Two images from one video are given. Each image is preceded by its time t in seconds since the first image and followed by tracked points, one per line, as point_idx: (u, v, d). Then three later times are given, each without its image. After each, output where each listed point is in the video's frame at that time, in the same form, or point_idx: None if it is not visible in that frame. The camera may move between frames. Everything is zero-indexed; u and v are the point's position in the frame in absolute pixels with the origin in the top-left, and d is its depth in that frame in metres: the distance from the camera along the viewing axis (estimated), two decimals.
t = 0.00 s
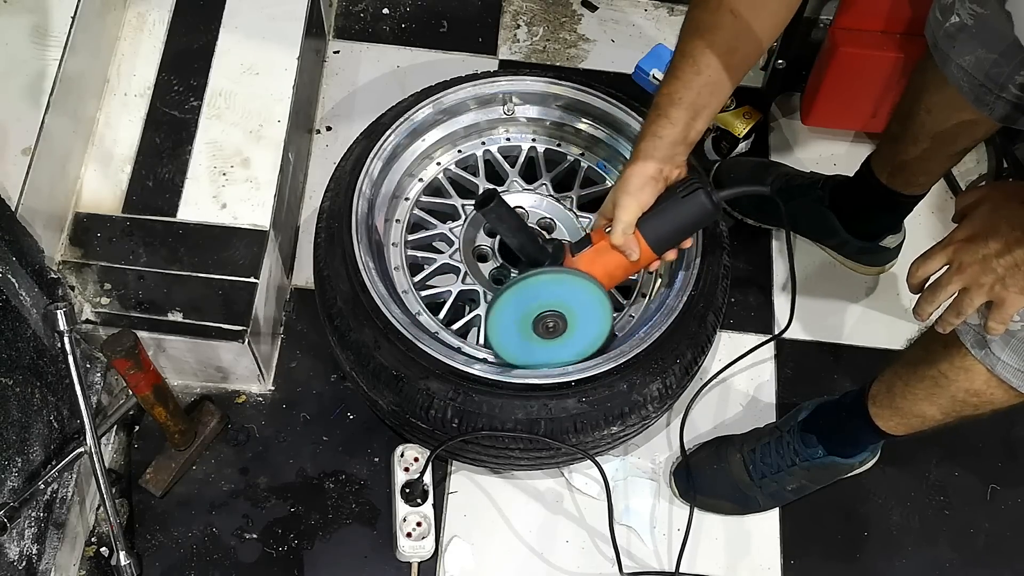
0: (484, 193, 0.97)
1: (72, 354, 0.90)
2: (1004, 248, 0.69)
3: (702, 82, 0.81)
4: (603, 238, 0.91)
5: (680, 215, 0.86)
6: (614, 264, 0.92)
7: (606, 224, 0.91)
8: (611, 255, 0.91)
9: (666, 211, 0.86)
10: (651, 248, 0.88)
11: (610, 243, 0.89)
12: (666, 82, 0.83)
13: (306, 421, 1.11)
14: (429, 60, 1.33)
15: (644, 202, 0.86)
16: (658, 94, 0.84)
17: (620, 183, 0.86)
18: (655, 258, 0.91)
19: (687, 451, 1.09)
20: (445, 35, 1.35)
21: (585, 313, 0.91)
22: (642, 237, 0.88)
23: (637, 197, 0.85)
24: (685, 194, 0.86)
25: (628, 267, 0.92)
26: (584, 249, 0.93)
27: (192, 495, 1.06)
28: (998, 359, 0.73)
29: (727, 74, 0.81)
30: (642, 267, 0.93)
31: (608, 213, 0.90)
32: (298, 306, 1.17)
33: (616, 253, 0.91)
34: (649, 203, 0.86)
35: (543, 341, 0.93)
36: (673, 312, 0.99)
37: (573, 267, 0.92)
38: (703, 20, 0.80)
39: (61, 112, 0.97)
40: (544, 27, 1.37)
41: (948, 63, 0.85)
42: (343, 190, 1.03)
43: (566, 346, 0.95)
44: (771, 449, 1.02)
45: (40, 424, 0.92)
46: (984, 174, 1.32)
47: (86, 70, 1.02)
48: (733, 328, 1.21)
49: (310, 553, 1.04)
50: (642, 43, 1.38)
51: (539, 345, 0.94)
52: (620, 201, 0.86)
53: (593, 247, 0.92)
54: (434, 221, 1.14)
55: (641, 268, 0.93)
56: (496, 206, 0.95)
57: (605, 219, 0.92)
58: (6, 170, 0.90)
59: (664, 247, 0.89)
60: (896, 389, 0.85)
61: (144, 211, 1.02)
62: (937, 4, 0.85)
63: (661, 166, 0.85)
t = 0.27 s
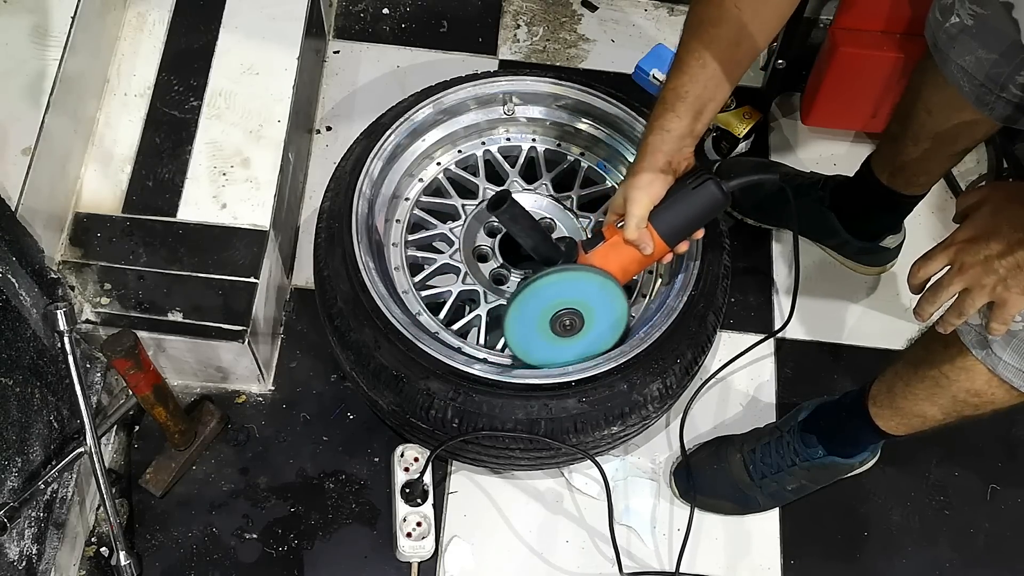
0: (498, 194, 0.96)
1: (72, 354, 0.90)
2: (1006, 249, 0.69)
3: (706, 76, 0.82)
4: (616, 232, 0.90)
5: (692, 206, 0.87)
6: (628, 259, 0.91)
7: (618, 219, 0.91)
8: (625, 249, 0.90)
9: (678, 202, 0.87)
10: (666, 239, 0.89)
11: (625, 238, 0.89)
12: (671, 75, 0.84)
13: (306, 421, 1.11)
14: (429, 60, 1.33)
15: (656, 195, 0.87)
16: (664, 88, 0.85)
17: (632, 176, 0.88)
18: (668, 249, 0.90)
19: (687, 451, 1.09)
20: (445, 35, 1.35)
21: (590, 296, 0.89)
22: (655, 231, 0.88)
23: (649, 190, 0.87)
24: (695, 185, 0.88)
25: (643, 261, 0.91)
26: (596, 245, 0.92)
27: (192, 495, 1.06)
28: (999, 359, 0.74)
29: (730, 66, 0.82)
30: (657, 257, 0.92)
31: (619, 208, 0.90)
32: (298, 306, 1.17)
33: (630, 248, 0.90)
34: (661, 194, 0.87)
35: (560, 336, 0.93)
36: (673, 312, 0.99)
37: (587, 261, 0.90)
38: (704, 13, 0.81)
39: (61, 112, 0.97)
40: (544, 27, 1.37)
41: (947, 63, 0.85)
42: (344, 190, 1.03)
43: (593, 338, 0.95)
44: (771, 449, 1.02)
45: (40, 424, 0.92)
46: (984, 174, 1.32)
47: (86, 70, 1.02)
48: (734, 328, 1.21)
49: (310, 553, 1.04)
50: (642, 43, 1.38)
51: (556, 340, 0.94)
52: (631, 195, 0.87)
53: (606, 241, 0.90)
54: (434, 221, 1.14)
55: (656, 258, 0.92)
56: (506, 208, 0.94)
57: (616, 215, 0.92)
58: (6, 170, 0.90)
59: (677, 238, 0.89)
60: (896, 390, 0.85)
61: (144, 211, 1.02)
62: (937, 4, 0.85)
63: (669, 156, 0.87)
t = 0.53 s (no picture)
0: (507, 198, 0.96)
1: (72, 354, 0.90)
2: (1007, 249, 0.69)
3: (701, 62, 0.82)
4: (623, 223, 0.89)
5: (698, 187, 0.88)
6: (637, 248, 0.90)
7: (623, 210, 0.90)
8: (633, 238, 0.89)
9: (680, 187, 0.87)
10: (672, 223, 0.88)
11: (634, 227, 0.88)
12: (665, 66, 0.84)
13: (306, 421, 1.11)
14: (429, 60, 1.33)
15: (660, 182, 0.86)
16: (655, 78, 0.85)
17: (634, 168, 0.87)
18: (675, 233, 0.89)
19: (687, 451, 1.09)
20: (445, 35, 1.35)
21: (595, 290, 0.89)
22: (664, 218, 0.88)
23: (653, 178, 0.86)
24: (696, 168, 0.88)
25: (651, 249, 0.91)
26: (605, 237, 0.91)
27: (193, 495, 1.06)
28: (1000, 358, 0.74)
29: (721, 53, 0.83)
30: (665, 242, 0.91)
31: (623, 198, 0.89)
32: (298, 306, 1.17)
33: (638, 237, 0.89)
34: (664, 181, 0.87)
35: (576, 334, 0.94)
36: (674, 312, 0.99)
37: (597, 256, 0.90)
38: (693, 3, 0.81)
39: (61, 112, 0.97)
40: (544, 27, 1.37)
41: (945, 62, 0.85)
42: (344, 190, 1.03)
43: (617, 324, 0.95)
44: (771, 449, 1.02)
45: (40, 424, 0.92)
46: (984, 174, 1.32)
47: (86, 70, 1.02)
48: (734, 328, 1.20)
49: (310, 552, 1.04)
50: (642, 43, 1.38)
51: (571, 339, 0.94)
52: (638, 185, 0.86)
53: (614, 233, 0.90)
54: (434, 221, 1.14)
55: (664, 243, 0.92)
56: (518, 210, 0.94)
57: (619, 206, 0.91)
58: (6, 170, 0.90)
59: (684, 222, 0.89)
60: (897, 390, 0.85)
61: (144, 211, 1.02)
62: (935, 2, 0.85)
63: (668, 144, 0.87)
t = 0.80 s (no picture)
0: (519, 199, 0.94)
1: (72, 354, 0.90)
2: (1008, 246, 0.69)
3: (696, 52, 0.83)
4: (630, 214, 0.90)
5: (700, 175, 0.88)
6: (647, 237, 0.91)
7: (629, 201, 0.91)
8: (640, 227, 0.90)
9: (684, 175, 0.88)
10: (680, 211, 0.89)
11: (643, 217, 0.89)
12: (660, 55, 0.85)
13: (306, 421, 1.11)
14: (429, 60, 1.33)
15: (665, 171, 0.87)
16: (653, 69, 0.86)
17: (637, 159, 0.87)
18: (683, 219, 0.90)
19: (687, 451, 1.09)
20: (445, 35, 1.35)
21: (597, 290, 0.89)
22: (670, 206, 0.88)
23: (658, 168, 0.87)
24: (699, 153, 0.88)
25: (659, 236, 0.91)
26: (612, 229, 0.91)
27: (192, 495, 1.06)
28: (1003, 355, 0.73)
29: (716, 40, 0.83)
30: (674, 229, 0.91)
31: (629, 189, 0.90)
32: (298, 306, 1.17)
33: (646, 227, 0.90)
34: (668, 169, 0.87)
35: (584, 331, 0.94)
36: (674, 312, 0.99)
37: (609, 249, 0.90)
38: None
39: (61, 112, 0.97)
40: (544, 27, 1.37)
41: (942, 60, 0.85)
42: (344, 190, 1.03)
43: (629, 314, 0.95)
44: (772, 448, 1.02)
45: (40, 424, 0.92)
46: (984, 173, 1.32)
47: (86, 70, 1.02)
48: (734, 328, 1.20)
49: (310, 553, 1.04)
50: (642, 43, 1.38)
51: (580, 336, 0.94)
52: (644, 175, 0.87)
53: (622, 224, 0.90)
54: (434, 221, 1.14)
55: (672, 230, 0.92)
56: (532, 212, 0.92)
57: (626, 196, 0.91)
58: (6, 170, 0.90)
59: (691, 208, 0.90)
60: (899, 389, 0.85)
61: (144, 211, 1.02)
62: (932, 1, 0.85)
63: (670, 133, 0.87)
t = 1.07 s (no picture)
0: (502, 205, 1.03)
1: (72, 354, 0.90)
2: (1004, 245, 0.69)
3: (691, 64, 0.80)
4: (616, 228, 0.87)
5: (691, 193, 0.86)
6: (633, 254, 0.88)
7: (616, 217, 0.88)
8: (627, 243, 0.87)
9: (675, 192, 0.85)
10: (668, 229, 0.86)
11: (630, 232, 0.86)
12: (656, 67, 0.82)
13: (306, 421, 1.11)
14: (430, 60, 1.33)
15: (655, 186, 0.85)
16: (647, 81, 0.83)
17: (628, 172, 0.85)
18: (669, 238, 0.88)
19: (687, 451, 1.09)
20: (445, 35, 1.35)
21: (578, 300, 0.87)
22: (658, 222, 0.86)
23: (648, 182, 0.84)
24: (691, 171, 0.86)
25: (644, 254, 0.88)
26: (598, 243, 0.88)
27: (192, 495, 1.06)
28: (1000, 354, 0.74)
29: (713, 51, 0.81)
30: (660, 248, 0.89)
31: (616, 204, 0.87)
32: (298, 306, 1.17)
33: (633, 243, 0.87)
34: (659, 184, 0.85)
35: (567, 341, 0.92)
36: (674, 312, 0.99)
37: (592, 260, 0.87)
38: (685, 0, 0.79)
39: (61, 112, 0.97)
40: (544, 27, 1.37)
41: (940, 59, 0.85)
42: (344, 190, 1.03)
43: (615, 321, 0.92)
44: (771, 448, 1.02)
45: (40, 424, 0.92)
46: (983, 173, 1.32)
47: (86, 70, 1.02)
48: (733, 328, 1.21)
49: (310, 553, 1.04)
50: (642, 43, 1.38)
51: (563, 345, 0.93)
52: (633, 190, 0.84)
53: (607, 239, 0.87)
54: (434, 221, 1.14)
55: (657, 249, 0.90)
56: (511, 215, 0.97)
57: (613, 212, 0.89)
58: (6, 170, 0.90)
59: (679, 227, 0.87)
60: (898, 389, 0.85)
61: (144, 211, 1.02)
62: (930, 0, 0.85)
63: (663, 147, 0.84)
